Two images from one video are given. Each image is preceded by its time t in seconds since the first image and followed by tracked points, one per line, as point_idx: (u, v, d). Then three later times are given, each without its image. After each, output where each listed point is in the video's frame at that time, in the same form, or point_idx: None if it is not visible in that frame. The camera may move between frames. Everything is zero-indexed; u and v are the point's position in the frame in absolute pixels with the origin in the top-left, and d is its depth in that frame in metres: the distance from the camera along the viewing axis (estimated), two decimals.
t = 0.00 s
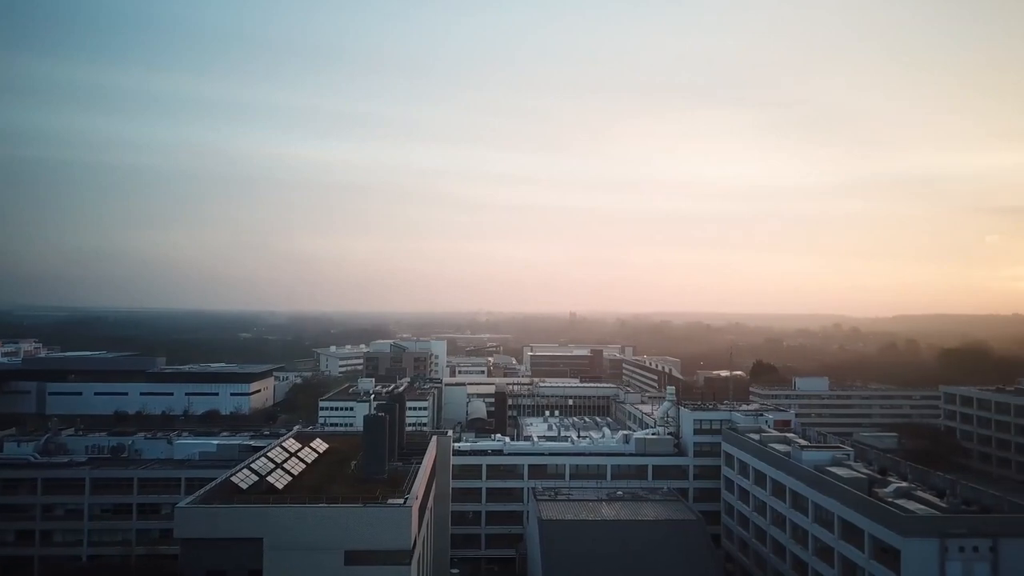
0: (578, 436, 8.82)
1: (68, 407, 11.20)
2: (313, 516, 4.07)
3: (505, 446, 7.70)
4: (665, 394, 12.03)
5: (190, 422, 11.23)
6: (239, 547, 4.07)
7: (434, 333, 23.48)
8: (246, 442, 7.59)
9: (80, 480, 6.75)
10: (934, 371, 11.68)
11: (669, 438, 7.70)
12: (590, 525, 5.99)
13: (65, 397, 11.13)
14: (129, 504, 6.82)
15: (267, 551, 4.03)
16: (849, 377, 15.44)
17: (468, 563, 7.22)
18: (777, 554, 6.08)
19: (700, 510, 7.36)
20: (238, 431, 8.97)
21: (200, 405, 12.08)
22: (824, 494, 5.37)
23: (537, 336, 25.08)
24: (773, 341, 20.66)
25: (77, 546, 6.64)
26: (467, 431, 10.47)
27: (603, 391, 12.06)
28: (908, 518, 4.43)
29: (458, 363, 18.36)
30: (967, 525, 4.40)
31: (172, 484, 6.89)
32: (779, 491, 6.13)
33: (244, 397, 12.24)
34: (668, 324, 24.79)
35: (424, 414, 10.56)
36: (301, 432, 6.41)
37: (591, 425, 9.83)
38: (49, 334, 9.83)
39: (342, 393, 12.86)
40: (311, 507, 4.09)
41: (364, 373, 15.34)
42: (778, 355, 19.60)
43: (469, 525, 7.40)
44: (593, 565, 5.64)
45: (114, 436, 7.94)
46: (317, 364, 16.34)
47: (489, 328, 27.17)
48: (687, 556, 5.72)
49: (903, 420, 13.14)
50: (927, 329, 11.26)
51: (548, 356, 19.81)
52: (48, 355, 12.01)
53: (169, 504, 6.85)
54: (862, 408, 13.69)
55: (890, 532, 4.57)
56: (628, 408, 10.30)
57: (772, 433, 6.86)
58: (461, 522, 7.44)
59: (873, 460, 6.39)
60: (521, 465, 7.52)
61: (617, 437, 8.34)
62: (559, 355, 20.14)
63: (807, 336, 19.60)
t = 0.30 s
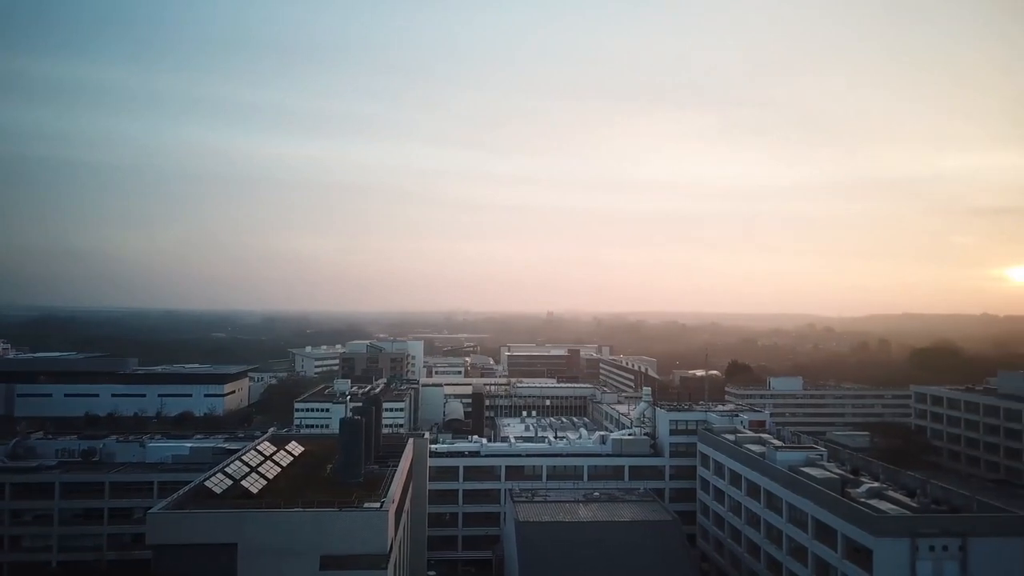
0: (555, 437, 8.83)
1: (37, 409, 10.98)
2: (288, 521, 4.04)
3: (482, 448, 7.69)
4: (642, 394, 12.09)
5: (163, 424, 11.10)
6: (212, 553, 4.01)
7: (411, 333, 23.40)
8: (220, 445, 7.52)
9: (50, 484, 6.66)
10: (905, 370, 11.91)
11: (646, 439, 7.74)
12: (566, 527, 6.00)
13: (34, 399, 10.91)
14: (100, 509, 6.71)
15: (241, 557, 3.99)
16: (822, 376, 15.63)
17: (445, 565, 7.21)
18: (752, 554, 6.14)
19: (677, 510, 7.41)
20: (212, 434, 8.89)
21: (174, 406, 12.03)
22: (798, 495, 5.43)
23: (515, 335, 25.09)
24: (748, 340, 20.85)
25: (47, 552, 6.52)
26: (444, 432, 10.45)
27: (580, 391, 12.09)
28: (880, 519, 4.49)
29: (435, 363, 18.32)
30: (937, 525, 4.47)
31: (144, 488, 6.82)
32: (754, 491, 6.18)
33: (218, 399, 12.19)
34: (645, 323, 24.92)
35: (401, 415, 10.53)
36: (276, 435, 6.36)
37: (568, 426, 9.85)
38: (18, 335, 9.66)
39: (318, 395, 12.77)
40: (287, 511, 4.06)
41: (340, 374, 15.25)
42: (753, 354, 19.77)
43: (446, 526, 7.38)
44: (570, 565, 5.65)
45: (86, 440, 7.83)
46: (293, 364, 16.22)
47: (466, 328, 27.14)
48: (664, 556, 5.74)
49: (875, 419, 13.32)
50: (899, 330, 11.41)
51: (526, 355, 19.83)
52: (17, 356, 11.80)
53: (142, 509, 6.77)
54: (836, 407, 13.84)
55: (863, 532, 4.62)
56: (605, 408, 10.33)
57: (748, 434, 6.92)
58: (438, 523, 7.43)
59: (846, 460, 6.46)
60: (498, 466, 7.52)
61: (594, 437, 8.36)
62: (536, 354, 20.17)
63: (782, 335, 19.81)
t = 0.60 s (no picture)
0: (532, 438, 8.84)
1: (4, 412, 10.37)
2: (263, 526, 4.00)
3: (459, 450, 7.67)
4: (618, 394, 12.14)
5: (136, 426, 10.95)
6: (186, 559, 3.96)
7: (388, 333, 23.29)
8: (194, 448, 7.43)
9: (19, 488, 6.54)
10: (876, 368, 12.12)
11: (622, 440, 7.77)
12: (543, 529, 6.01)
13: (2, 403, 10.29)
14: (70, 513, 6.63)
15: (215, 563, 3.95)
16: (796, 376, 15.79)
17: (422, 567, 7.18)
18: (727, 554, 6.19)
19: (653, 510, 7.44)
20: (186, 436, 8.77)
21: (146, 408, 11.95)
22: (772, 495, 5.48)
23: (492, 335, 25.07)
24: (723, 340, 21.01)
25: (16, 557, 6.33)
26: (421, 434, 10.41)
27: (557, 391, 12.12)
28: (852, 519, 4.54)
29: (412, 363, 18.26)
30: (908, 525, 4.54)
31: (116, 492, 6.76)
32: (729, 492, 6.23)
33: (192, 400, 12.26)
34: (622, 323, 25.01)
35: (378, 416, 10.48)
36: (251, 438, 6.30)
37: (545, 426, 9.86)
38: None
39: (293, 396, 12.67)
40: (262, 516, 4.03)
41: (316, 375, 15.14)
42: (728, 355, 19.94)
43: (422, 529, 7.36)
44: (548, 565, 5.67)
45: (55, 444, 7.68)
46: (269, 365, 16.07)
47: (444, 328, 27.07)
48: (641, 557, 5.77)
49: (848, 419, 13.49)
50: (873, 330, 11.57)
51: (503, 355, 19.83)
52: None
53: (114, 513, 6.71)
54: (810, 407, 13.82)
55: (835, 532, 4.68)
56: (582, 409, 10.36)
57: (723, 435, 6.97)
58: (415, 525, 7.40)
59: (820, 461, 6.54)
60: (476, 468, 7.51)
61: (571, 438, 8.38)
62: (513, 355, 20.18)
63: (755, 335, 19.99)
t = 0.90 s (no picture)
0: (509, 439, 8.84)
1: None
2: (240, 532, 3.97)
3: (435, 451, 7.65)
4: (595, 395, 12.18)
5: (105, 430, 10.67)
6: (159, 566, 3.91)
7: (365, 332, 23.18)
8: (167, 451, 7.35)
9: None
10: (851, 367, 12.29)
11: (599, 441, 7.80)
12: (520, 531, 6.01)
13: None
14: (40, 519, 6.52)
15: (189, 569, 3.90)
16: (770, 376, 15.95)
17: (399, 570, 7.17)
18: (703, 554, 6.23)
19: (629, 511, 7.48)
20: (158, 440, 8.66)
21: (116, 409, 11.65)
22: (747, 496, 5.52)
23: (470, 335, 25.04)
24: (699, 340, 21.14)
25: None
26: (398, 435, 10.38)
27: (534, 392, 12.13)
28: (825, 519, 4.59)
29: (389, 364, 18.18)
30: (880, 525, 4.60)
31: (87, 496, 6.64)
32: (704, 492, 6.28)
33: (164, 401, 11.96)
34: (599, 323, 25.09)
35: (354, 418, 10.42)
36: (225, 441, 6.24)
37: (522, 427, 9.86)
38: None
39: (269, 398, 12.56)
40: (238, 521, 3.99)
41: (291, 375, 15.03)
42: (704, 355, 20.08)
43: (399, 531, 7.33)
44: (524, 567, 5.68)
45: (24, 448, 7.54)
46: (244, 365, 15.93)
47: (421, 327, 26.99)
48: (618, 558, 5.79)
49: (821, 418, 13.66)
50: (846, 330, 11.73)
51: (480, 355, 19.82)
52: None
53: (85, 517, 6.60)
54: (784, 407, 13.95)
55: (809, 532, 4.73)
56: (559, 409, 10.38)
57: (699, 436, 7.01)
58: (391, 528, 7.37)
59: (794, 461, 6.59)
60: (452, 470, 7.50)
61: (548, 439, 8.39)
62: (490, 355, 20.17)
63: (731, 335, 20.14)
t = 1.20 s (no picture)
0: (486, 441, 8.83)
1: None
2: (212, 538, 3.92)
3: (412, 454, 7.63)
4: (572, 396, 12.22)
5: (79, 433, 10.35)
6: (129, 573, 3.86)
7: (341, 333, 23.04)
8: (139, 456, 7.25)
9: None
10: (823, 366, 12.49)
11: (576, 442, 7.82)
12: (496, 534, 6.00)
13: None
14: (7, 524, 6.31)
15: None
16: (745, 377, 16.09)
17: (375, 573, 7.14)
18: (678, 555, 6.28)
19: (605, 512, 7.51)
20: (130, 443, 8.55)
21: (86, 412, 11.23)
22: (722, 498, 5.57)
23: (447, 335, 24.99)
24: (675, 339, 21.28)
25: None
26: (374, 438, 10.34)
27: (511, 392, 12.13)
28: (798, 520, 4.64)
29: (366, 364, 18.09)
30: (852, 526, 4.66)
31: (57, 501, 6.56)
32: (680, 494, 6.32)
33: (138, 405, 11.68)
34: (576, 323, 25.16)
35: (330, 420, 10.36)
36: (199, 445, 6.18)
37: (499, 429, 9.85)
38: None
39: (244, 400, 12.44)
40: (211, 527, 3.95)
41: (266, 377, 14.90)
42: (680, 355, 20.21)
43: (375, 534, 7.30)
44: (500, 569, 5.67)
45: None
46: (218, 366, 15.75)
47: (398, 327, 26.89)
48: (594, 560, 5.81)
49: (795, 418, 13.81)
50: (820, 331, 11.88)
51: (457, 356, 19.79)
52: None
53: (55, 524, 6.44)
54: (759, 407, 14.10)
55: (783, 533, 4.77)
56: (536, 411, 10.39)
57: (675, 437, 7.05)
58: (367, 531, 7.34)
59: (768, 462, 6.65)
60: (429, 472, 7.48)
61: (525, 441, 8.39)
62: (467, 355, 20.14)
63: (707, 334, 20.29)
